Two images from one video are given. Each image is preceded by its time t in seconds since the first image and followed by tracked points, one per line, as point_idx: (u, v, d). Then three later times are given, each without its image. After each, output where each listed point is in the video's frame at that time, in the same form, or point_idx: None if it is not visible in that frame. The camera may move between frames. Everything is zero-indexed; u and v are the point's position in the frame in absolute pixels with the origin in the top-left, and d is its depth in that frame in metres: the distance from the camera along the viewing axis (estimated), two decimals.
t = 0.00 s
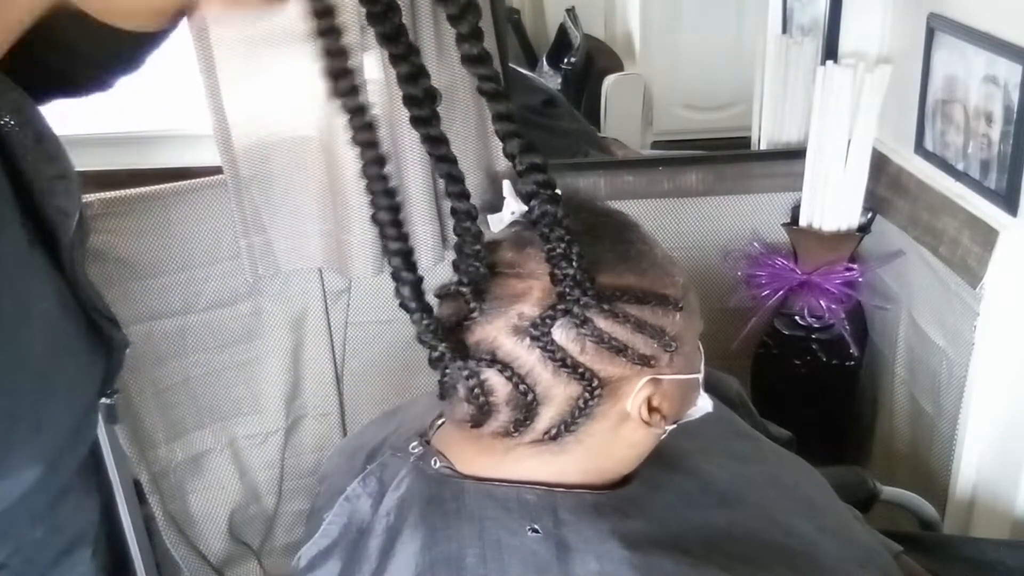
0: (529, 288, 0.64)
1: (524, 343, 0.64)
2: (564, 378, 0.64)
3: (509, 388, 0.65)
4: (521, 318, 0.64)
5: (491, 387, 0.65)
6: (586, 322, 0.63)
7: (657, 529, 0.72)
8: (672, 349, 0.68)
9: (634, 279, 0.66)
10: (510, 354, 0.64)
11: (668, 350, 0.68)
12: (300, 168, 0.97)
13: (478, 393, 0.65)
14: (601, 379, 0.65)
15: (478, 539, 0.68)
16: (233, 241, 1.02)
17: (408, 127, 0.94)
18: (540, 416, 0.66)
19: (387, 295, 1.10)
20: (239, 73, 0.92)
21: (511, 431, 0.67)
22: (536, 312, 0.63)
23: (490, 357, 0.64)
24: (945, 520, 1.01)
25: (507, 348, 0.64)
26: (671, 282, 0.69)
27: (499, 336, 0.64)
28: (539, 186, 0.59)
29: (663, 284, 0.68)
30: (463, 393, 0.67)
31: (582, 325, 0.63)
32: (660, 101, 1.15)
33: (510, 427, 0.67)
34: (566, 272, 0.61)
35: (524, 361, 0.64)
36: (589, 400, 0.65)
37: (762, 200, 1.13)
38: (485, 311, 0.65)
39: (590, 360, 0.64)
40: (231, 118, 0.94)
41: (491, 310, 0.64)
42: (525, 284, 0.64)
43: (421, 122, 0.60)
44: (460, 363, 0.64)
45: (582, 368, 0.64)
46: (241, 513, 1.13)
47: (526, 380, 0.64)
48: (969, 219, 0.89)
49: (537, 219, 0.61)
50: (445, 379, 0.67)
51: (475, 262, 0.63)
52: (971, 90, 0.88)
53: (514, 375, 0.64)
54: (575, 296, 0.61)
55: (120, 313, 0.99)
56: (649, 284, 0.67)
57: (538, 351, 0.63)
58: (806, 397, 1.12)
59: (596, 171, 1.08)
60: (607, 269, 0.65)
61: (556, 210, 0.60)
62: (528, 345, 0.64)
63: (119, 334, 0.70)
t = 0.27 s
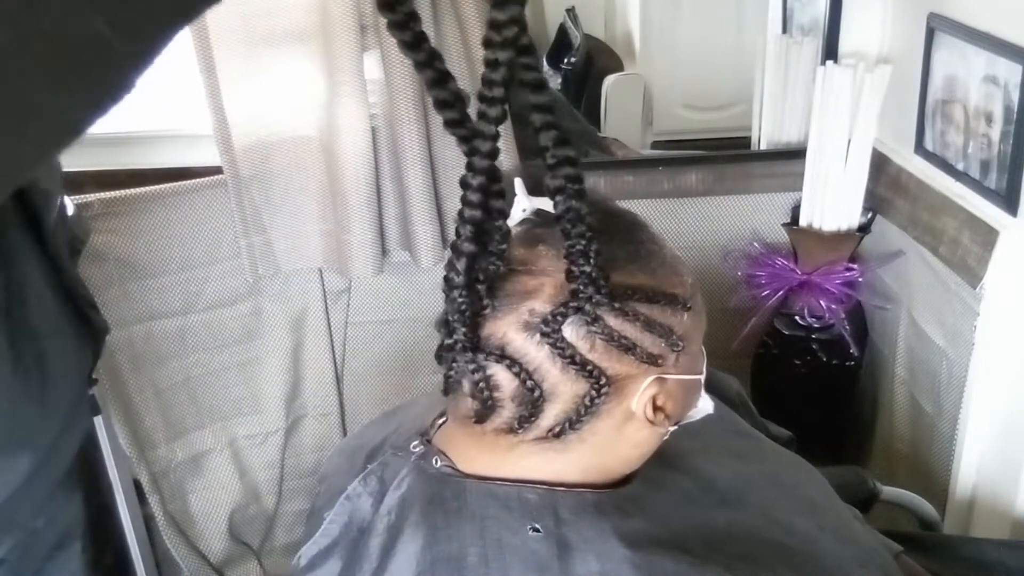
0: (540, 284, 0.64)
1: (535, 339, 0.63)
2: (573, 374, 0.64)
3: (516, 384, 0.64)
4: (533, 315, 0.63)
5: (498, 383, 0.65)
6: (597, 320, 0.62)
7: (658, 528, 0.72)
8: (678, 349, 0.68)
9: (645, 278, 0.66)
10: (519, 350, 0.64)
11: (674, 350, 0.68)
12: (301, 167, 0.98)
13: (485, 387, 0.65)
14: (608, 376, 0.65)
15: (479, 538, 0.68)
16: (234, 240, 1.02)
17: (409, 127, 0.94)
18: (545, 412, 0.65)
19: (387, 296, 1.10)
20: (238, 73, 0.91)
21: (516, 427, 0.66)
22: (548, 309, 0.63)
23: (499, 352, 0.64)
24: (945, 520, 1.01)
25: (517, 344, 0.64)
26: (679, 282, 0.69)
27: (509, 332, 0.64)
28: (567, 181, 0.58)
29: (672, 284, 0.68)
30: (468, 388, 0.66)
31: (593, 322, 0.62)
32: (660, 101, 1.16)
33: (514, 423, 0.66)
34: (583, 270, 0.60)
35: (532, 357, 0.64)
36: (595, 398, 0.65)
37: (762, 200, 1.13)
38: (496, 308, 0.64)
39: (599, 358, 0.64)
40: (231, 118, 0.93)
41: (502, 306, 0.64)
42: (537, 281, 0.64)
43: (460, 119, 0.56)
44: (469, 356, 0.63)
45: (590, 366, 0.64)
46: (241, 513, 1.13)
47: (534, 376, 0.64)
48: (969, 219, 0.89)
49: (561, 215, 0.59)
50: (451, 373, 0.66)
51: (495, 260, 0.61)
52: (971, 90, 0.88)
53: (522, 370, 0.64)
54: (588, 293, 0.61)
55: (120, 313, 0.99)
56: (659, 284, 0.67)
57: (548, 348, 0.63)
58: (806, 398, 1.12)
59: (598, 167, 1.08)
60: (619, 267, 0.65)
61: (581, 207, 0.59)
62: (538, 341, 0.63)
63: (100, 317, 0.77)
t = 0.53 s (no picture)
0: (544, 287, 0.63)
1: (538, 342, 0.63)
2: (575, 377, 0.64)
3: (518, 386, 0.64)
4: (536, 317, 0.63)
5: (500, 384, 0.65)
6: (601, 324, 0.62)
7: (658, 528, 0.72)
8: (681, 353, 0.68)
9: (651, 281, 0.66)
10: (522, 352, 0.64)
11: (677, 354, 0.67)
12: (301, 166, 0.98)
13: (487, 389, 0.65)
14: (611, 379, 0.65)
15: (479, 538, 0.68)
16: (234, 240, 1.02)
17: (409, 127, 0.94)
18: (547, 414, 0.65)
19: (387, 296, 1.10)
20: (239, 75, 0.92)
21: (517, 428, 0.66)
22: (552, 312, 0.63)
23: (502, 354, 0.64)
24: (945, 520, 1.01)
25: (520, 346, 0.64)
26: (685, 286, 0.69)
27: (512, 334, 0.64)
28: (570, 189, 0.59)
29: (677, 288, 0.68)
30: (470, 389, 0.66)
31: (598, 326, 0.62)
32: (660, 102, 1.16)
33: (515, 424, 0.66)
34: (591, 276, 0.60)
35: (535, 359, 0.64)
36: (597, 400, 0.65)
37: (762, 200, 1.13)
38: (501, 310, 0.63)
39: (601, 361, 0.64)
40: (232, 121, 0.93)
41: (507, 308, 0.63)
42: (543, 283, 0.63)
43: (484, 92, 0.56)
44: (472, 357, 0.64)
45: (593, 369, 0.63)
46: (242, 513, 1.13)
47: (536, 378, 0.64)
48: (969, 219, 0.89)
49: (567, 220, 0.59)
50: (454, 373, 0.66)
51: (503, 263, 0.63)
52: (971, 90, 0.88)
53: (524, 373, 0.64)
54: (593, 297, 0.60)
55: (121, 313, 0.99)
56: (665, 287, 0.67)
57: (551, 351, 0.63)
58: (806, 398, 1.12)
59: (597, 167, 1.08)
60: (625, 271, 0.65)
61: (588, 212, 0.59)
62: (541, 343, 0.63)
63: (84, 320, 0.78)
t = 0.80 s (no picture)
0: (546, 288, 0.63)
1: (540, 344, 0.63)
2: (578, 379, 0.64)
3: (521, 388, 0.65)
4: (538, 319, 0.63)
5: (502, 387, 0.65)
6: (603, 326, 0.62)
7: (658, 528, 0.72)
8: (683, 354, 0.68)
9: (653, 282, 0.66)
10: (525, 355, 0.64)
11: (679, 354, 0.68)
12: (300, 166, 0.98)
13: (489, 391, 0.65)
14: (613, 380, 0.65)
15: (479, 538, 0.68)
16: (234, 239, 1.02)
17: (409, 126, 0.94)
18: (549, 416, 0.65)
19: (387, 296, 1.10)
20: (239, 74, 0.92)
21: (519, 429, 0.66)
22: (554, 313, 0.62)
23: (504, 357, 0.64)
24: (945, 520, 1.01)
25: (522, 348, 0.64)
26: (686, 286, 0.69)
27: (515, 336, 0.64)
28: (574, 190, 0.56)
29: (678, 288, 0.68)
30: (472, 391, 0.67)
31: (599, 328, 0.62)
32: (660, 101, 1.17)
33: (517, 426, 0.66)
34: (593, 279, 0.59)
35: (537, 361, 0.64)
36: (600, 402, 0.65)
37: (762, 200, 1.13)
38: (503, 312, 0.63)
39: (604, 363, 0.64)
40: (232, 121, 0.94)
41: (508, 309, 0.63)
42: (545, 284, 0.63)
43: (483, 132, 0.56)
44: (474, 360, 0.64)
45: (596, 371, 0.63)
46: (242, 513, 1.13)
47: (539, 381, 0.64)
48: (969, 219, 0.89)
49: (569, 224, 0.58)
50: (455, 376, 0.66)
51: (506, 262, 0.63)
52: (971, 90, 0.88)
53: (527, 375, 0.64)
54: (595, 299, 0.60)
55: (122, 313, 1.00)
56: (666, 288, 0.67)
57: (553, 352, 0.63)
58: (806, 398, 1.12)
59: (598, 168, 1.08)
60: (627, 272, 0.65)
61: (590, 217, 0.57)
62: (543, 346, 0.63)
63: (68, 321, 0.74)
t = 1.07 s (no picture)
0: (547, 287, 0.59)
1: (540, 345, 0.62)
2: (579, 380, 0.63)
3: (521, 388, 0.64)
4: (538, 320, 0.61)
5: (502, 387, 0.64)
6: (603, 326, 0.62)
7: (658, 528, 0.72)
8: (683, 354, 0.68)
9: (653, 282, 0.65)
10: (525, 355, 0.62)
11: (679, 355, 0.68)
12: (301, 167, 0.97)
13: (489, 391, 0.65)
14: (614, 381, 0.64)
15: (479, 538, 0.69)
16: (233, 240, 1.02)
17: (408, 126, 0.94)
18: (550, 416, 0.65)
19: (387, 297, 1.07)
20: (238, 73, 0.92)
21: (519, 430, 0.66)
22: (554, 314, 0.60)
23: (504, 357, 0.63)
24: (945, 520, 1.01)
25: (522, 349, 0.62)
26: (686, 287, 0.69)
27: (515, 337, 0.62)
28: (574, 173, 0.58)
29: (678, 289, 0.68)
30: (472, 391, 0.66)
31: (599, 329, 0.62)
32: (660, 100, 1.15)
33: (518, 427, 0.66)
34: (595, 280, 0.58)
35: (537, 362, 0.63)
36: (600, 403, 0.65)
37: (762, 200, 1.13)
38: (502, 312, 0.60)
39: (604, 363, 0.64)
40: (231, 121, 0.94)
41: (507, 311, 0.60)
42: (545, 285, 0.59)
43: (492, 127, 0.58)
44: (474, 361, 0.63)
45: (597, 371, 0.63)
46: (242, 512, 1.13)
47: (539, 381, 0.63)
48: (969, 219, 0.89)
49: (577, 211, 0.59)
50: (455, 376, 0.66)
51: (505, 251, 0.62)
52: (971, 90, 0.88)
53: (527, 376, 0.63)
54: (596, 301, 0.60)
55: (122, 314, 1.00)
56: (667, 288, 0.67)
57: (553, 353, 0.62)
58: (806, 398, 1.12)
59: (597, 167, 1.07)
60: (628, 272, 0.64)
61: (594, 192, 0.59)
62: (543, 347, 0.62)
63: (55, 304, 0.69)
